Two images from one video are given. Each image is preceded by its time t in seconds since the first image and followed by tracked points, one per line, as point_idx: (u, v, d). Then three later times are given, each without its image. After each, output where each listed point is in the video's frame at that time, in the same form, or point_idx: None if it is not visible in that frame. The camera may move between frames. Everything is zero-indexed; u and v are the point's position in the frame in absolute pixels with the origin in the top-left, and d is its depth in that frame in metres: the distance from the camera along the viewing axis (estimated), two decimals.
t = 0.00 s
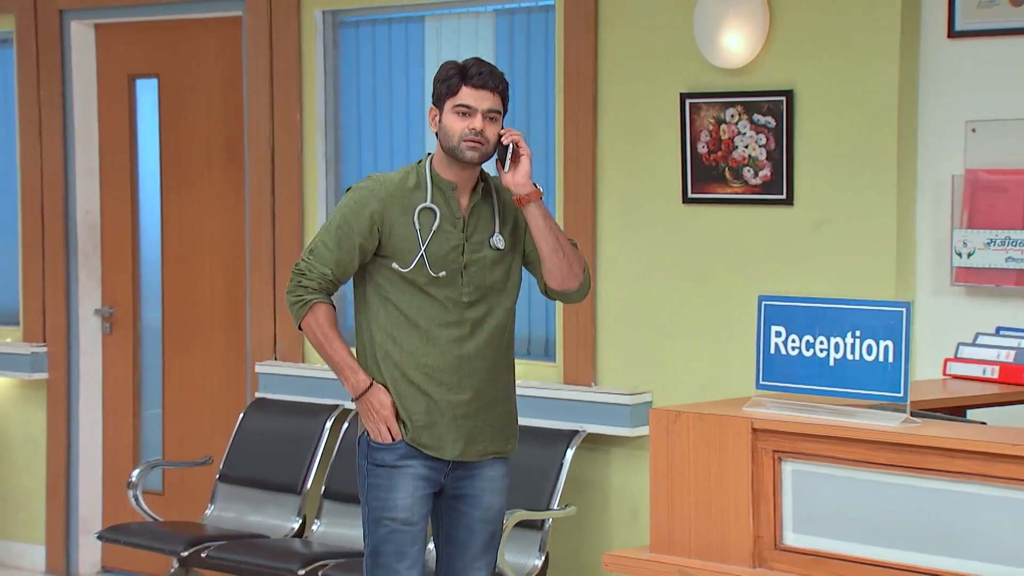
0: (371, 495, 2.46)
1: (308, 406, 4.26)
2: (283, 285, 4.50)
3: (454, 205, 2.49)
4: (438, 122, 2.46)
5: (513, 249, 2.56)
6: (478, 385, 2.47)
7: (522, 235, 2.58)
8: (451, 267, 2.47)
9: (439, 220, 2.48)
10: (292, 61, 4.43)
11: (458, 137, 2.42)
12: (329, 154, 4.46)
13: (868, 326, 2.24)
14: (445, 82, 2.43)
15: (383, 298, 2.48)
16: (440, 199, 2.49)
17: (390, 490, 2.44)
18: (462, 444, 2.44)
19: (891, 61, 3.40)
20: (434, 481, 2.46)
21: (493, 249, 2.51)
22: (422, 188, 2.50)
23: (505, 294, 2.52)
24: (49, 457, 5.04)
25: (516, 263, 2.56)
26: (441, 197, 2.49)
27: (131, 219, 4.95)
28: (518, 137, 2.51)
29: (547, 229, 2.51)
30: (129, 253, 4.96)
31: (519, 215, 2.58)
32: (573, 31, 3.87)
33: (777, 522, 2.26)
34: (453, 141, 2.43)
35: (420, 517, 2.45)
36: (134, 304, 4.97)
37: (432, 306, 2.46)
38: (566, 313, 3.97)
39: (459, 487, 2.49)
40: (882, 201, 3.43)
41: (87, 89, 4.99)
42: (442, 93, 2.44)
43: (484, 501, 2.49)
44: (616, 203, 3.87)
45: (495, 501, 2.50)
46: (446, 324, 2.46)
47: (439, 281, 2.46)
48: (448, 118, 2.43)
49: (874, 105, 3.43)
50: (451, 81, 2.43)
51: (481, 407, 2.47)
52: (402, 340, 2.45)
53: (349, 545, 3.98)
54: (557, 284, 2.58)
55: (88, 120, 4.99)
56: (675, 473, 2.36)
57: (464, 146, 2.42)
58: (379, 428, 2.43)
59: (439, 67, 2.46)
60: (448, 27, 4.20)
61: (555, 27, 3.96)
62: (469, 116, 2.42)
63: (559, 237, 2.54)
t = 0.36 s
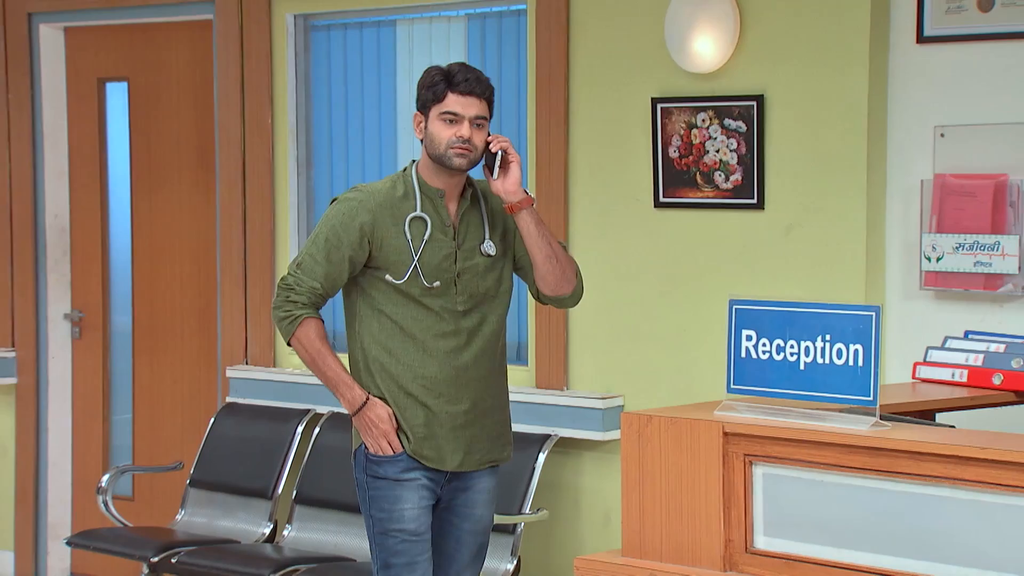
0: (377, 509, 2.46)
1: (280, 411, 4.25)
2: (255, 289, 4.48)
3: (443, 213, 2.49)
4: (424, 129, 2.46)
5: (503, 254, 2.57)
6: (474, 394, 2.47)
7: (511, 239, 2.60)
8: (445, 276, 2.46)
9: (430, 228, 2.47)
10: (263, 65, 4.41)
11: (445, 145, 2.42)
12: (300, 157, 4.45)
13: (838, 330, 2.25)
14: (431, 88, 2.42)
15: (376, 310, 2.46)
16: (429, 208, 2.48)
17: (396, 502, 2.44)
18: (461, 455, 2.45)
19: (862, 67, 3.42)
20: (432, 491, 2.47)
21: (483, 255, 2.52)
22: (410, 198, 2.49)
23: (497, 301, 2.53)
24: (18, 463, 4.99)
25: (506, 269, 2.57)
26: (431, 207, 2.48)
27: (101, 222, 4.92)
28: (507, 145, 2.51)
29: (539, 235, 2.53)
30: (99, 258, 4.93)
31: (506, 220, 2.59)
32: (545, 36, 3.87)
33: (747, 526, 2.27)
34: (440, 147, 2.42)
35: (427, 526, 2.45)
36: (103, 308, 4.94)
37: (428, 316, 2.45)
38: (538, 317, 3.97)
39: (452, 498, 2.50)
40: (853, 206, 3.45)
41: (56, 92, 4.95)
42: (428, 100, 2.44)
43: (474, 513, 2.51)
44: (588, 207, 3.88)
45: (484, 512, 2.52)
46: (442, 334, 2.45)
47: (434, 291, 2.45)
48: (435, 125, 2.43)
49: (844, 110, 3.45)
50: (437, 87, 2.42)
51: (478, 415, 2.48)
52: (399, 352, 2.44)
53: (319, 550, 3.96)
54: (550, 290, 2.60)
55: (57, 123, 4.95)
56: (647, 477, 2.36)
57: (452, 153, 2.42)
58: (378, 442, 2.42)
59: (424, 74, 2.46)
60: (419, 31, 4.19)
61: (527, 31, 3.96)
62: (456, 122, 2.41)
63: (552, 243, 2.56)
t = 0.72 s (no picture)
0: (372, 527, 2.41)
1: (267, 414, 4.24)
2: (242, 292, 4.47)
3: (427, 214, 2.46)
4: (398, 128, 2.43)
5: (490, 250, 2.55)
6: (472, 396, 2.44)
7: (496, 233, 2.58)
8: (438, 278, 2.43)
9: (417, 230, 2.43)
10: (251, 67, 4.40)
11: (423, 143, 2.39)
12: (287, 159, 4.45)
13: (825, 333, 2.25)
14: (404, 85, 2.40)
15: (367, 319, 2.42)
16: (412, 210, 2.45)
17: (393, 521, 2.39)
18: (464, 460, 2.42)
19: (849, 68, 3.43)
20: (431, 504, 2.43)
21: (472, 253, 2.49)
22: (392, 200, 2.45)
23: (489, 300, 2.50)
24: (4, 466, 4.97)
25: (495, 267, 2.54)
26: (413, 207, 2.45)
27: (88, 224, 4.91)
28: (486, 139, 2.52)
29: (526, 227, 2.52)
30: (86, 260, 4.92)
31: (487, 214, 2.58)
32: (532, 37, 3.87)
33: (734, 529, 2.27)
34: (417, 145, 2.40)
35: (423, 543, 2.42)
36: (90, 310, 4.93)
37: (423, 319, 2.41)
38: (525, 319, 3.97)
39: (453, 509, 2.47)
40: (841, 208, 3.46)
41: (43, 93, 4.94)
42: (401, 98, 2.41)
43: (475, 522, 2.48)
44: (576, 209, 3.88)
45: (482, 521, 2.49)
46: (438, 337, 2.41)
47: (428, 293, 2.41)
48: (410, 123, 2.40)
49: (831, 112, 3.46)
50: (410, 85, 2.40)
51: (478, 417, 2.44)
52: (395, 360, 2.39)
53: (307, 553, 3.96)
54: (542, 282, 2.58)
55: (44, 125, 4.93)
56: (635, 479, 2.36)
57: (430, 151, 2.39)
58: (382, 454, 2.37)
59: (395, 72, 2.43)
60: (406, 33, 4.20)
61: (514, 33, 3.97)
62: (432, 119, 2.39)
63: (540, 233, 2.55)
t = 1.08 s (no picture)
0: (359, 541, 2.39)
1: (262, 416, 4.24)
2: (237, 293, 4.47)
3: (409, 217, 2.44)
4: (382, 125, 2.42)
5: (474, 255, 2.53)
6: (457, 404, 2.41)
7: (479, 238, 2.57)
8: (421, 283, 2.41)
9: (398, 232, 2.41)
10: (246, 69, 4.40)
11: (405, 142, 2.37)
12: (283, 161, 4.44)
13: (819, 334, 2.25)
14: (390, 83, 2.39)
15: (350, 325, 2.40)
16: (394, 213, 2.43)
17: (378, 535, 2.37)
18: (450, 469, 2.39)
19: (845, 70, 3.43)
20: (424, 514, 2.41)
21: (455, 257, 2.47)
22: (373, 202, 2.43)
23: (473, 306, 2.48)
24: None
25: (479, 272, 2.52)
26: (395, 210, 2.43)
27: (83, 224, 4.91)
28: (472, 142, 2.51)
29: (512, 232, 2.50)
30: (81, 261, 4.91)
31: (470, 218, 2.56)
32: (528, 39, 3.87)
33: (730, 529, 2.28)
34: (399, 144, 2.38)
35: (411, 557, 2.39)
36: (85, 311, 4.93)
37: (406, 326, 2.39)
38: (521, 321, 3.97)
39: (453, 517, 2.44)
40: (837, 210, 3.46)
41: (38, 93, 4.92)
42: (387, 95, 2.40)
43: (482, 528, 2.45)
44: (571, 211, 3.88)
45: (490, 526, 2.46)
46: (421, 343, 2.39)
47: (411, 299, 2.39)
48: (394, 121, 2.38)
49: (827, 114, 3.46)
50: (395, 83, 2.38)
51: (463, 425, 2.42)
52: (378, 368, 2.37)
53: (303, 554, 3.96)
54: (526, 289, 2.56)
55: (39, 125, 4.92)
56: (630, 481, 2.36)
57: (412, 150, 2.37)
58: (366, 468, 2.34)
59: (383, 69, 2.42)
60: (402, 34, 4.20)
61: (510, 34, 3.97)
62: (417, 118, 2.37)
63: (525, 238, 2.53)
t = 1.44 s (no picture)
0: (356, 545, 2.38)
1: (262, 416, 4.24)
2: (237, 293, 4.47)
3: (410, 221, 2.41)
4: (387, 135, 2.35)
5: (475, 260, 2.51)
6: (456, 411, 2.40)
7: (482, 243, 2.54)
8: (420, 289, 2.39)
9: (398, 237, 2.39)
10: (246, 69, 4.40)
11: (412, 157, 2.32)
12: (283, 161, 4.44)
13: (820, 335, 2.25)
14: (400, 96, 2.31)
15: (348, 329, 2.38)
16: (394, 217, 2.40)
17: (374, 540, 2.36)
18: (447, 477, 2.38)
19: (844, 70, 3.43)
20: (420, 517, 2.40)
21: (456, 262, 2.45)
22: (374, 207, 2.40)
23: (473, 312, 2.47)
24: None
25: (479, 277, 2.50)
26: (395, 214, 2.40)
27: (83, 224, 4.91)
28: (478, 152, 2.46)
29: (514, 243, 2.47)
30: (81, 261, 4.91)
31: (474, 222, 2.53)
32: (528, 38, 3.87)
33: (730, 529, 2.27)
34: (406, 160, 2.32)
35: (408, 560, 2.38)
36: (85, 312, 4.93)
37: (404, 332, 2.37)
38: (521, 320, 3.97)
39: (451, 516, 2.43)
40: (837, 210, 3.46)
41: (39, 94, 4.93)
42: (395, 107, 2.33)
43: (481, 528, 2.44)
44: (572, 211, 3.88)
45: (490, 525, 2.44)
46: (419, 349, 2.38)
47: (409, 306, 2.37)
48: (401, 136, 2.32)
49: (828, 114, 3.46)
50: (406, 97, 2.31)
51: (461, 433, 2.41)
52: (374, 373, 2.35)
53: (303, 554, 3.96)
54: (526, 300, 2.53)
55: (39, 125, 4.92)
56: (630, 480, 2.36)
57: (418, 167, 2.32)
58: (363, 462, 2.32)
59: (392, 76, 2.34)
60: (403, 33, 4.19)
61: (510, 34, 3.97)
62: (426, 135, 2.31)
63: (527, 248, 2.49)
